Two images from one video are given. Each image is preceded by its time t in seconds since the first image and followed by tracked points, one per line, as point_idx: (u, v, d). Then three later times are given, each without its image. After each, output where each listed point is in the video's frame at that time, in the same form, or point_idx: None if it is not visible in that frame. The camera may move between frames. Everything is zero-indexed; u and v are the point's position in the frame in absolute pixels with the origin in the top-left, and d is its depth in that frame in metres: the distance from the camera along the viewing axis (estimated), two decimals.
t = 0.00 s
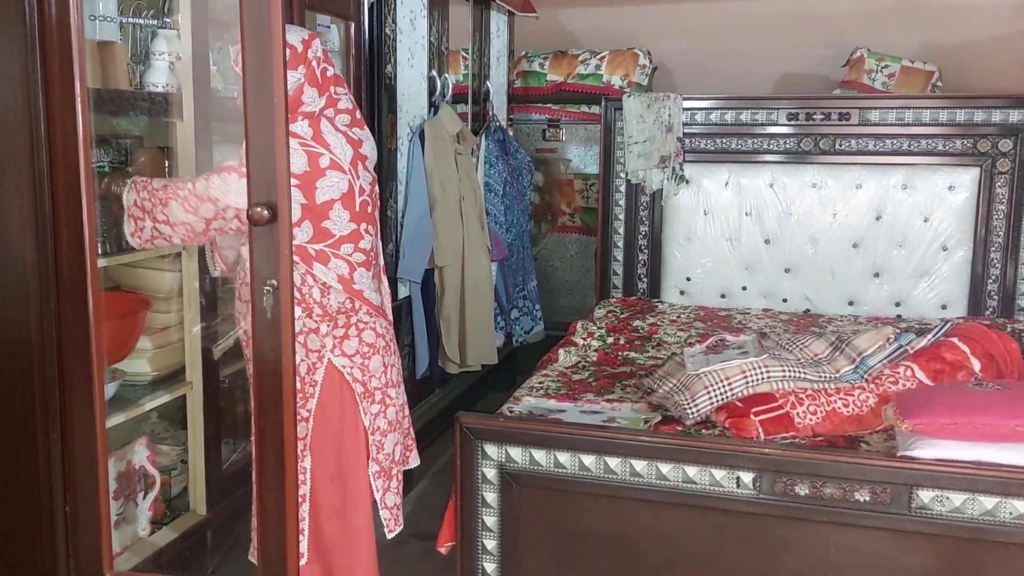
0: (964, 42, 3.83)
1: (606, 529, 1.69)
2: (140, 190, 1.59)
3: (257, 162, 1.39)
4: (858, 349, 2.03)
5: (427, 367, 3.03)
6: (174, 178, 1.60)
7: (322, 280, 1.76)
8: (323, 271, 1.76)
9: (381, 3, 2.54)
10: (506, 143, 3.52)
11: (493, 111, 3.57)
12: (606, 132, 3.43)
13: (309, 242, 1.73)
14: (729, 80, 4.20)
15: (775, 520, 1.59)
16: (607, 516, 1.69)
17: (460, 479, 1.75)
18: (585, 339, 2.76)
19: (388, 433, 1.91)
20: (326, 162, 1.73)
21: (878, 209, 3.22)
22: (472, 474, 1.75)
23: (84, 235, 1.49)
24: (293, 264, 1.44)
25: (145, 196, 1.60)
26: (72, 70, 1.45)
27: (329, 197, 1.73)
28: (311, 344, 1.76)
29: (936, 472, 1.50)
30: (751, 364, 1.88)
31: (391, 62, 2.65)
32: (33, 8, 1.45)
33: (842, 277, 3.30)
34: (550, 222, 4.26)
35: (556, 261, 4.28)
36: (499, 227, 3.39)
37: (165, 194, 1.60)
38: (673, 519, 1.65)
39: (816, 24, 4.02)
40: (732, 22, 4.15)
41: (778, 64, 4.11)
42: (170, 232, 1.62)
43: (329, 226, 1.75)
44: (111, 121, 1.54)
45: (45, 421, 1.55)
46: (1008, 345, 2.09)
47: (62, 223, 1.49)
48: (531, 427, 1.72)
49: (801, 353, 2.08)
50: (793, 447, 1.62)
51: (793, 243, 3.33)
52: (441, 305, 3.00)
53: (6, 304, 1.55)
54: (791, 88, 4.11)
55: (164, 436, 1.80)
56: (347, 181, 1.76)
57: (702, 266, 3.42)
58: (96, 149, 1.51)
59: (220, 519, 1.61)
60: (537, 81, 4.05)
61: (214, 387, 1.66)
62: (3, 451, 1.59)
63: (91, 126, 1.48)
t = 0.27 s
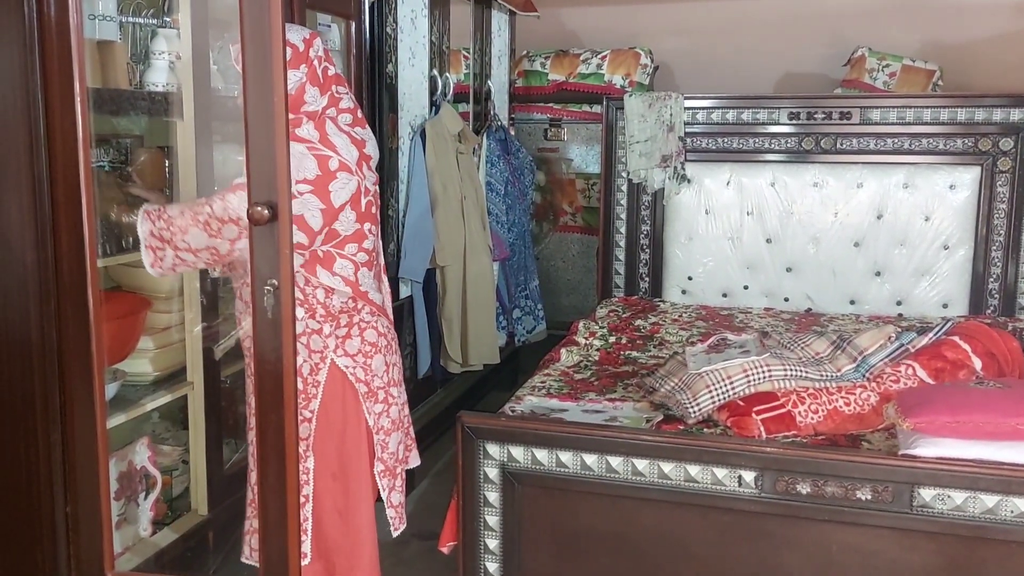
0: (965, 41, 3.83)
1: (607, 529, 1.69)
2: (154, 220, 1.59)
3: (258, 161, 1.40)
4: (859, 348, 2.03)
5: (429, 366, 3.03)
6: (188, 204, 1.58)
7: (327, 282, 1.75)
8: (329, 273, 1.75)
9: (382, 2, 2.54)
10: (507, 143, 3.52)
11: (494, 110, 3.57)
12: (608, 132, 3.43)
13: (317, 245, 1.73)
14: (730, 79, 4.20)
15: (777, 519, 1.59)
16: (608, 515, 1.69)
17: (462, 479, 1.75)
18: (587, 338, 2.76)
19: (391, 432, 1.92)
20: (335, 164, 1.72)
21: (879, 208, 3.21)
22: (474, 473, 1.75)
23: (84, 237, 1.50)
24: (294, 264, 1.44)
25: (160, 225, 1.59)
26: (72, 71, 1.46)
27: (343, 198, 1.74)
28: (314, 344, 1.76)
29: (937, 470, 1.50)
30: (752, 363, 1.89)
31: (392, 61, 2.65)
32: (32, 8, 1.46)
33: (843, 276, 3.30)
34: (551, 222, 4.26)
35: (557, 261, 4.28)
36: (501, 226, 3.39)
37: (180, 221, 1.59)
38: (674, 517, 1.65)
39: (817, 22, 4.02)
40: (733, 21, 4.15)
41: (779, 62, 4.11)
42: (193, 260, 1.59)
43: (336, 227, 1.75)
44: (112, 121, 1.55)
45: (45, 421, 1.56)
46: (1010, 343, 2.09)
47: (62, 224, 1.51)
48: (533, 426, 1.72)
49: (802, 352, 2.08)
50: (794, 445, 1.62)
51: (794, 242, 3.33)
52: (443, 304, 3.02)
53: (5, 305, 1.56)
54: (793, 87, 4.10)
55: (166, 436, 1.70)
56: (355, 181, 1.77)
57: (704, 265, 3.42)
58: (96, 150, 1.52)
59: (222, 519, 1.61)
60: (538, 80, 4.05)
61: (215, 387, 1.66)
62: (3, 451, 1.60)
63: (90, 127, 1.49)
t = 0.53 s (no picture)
0: (967, 39, 3.82)
1: (608, 527, 1.69)
2: (189, 257, 1.60)
3: (259, 160, 1.39)
4: (861, 346, 2.02)
5: (431, 364, 3.03)
6: (211, 235, 1.57)
7: (333, 283, 1.77)
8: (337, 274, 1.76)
9: None
10: (509, 142, 3.52)
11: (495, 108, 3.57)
12: (609, 131, 3.43)
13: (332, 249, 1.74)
14: (732, 77, 4.19)
15: (778, 518, 1.59)
16: (610, 513, 1.69)
17: (463, 477, 1.75)
18: (588, 337, 2.75)
19: (395, 429, 1.91)
20: (343, 165, 1.73)
21: (881, 206, 3.21)
22: (476, 471, 1.75)
23: (85, 235, 1.49)
24: (296, 262, 1.44)
25: (197, 261, 1.60)
26: (73, 69, 1.46)
27: (358, 198, 1.76)
28: (317, 345, 1.77)
29: (939, 469, 1.50)
30: (754, 362, 1.89)
31: (394, 59, 2.65)
32: (34, 6, 1.46)
33: (845, 274, 3.30)
34: (553, 220, 4.26)
35: (559, 259, 4.28)
36: (502, 225, 3.39)
37: (207, 253, 1.59)
38: (675, 516, 1.65)
39: (819, 20, 4.02)
40: (735, 18, 4.14)
41: (781, 60, 4.10)
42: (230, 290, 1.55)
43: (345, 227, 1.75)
44: (114, 118, 1.55)
45: (48, 418, 1.56)
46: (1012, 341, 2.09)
47: (65, 222, 1.50)
48: (534, 425, 1.72)
49: (803, 350, 2.08)
50: (795, 444, 1.62)
51: (796, 240, 3.32)
52: (444, 303, 3.02)
53: (5, 303, 1.55)
54: (794, 85, 4.10)
55: (167, 435, 1.71)
56: (365, 180, 1.77)
57: (705, 263, 3.42)
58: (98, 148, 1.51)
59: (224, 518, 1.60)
60: (540, 78, 4.03)
61: (217, 385, 1.66)
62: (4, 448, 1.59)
63: (93, 125, 1.49)
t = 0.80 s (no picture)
0: (970, 35, 3.81)
1: (609, 523, 1.69)
2: (189, 251, 1.58)
3: (260, 156, 1.39)
4: (862, 343, 2.02)
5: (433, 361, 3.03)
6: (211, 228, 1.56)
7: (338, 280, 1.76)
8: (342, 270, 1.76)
9: None
10: (510, 138, 3.52)
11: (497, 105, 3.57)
12: (611, 127, 3.42)
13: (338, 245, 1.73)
14: (734, 74, 4.19)
15: (779, 514, 1.59)
16: (611, 509, 1.69)
17: (464, 473, 1.75)
18: (590, 333, 2.75)
19: (398, 423, 1.92)
20: (349, 162, 1.72)
21: (883, 202, 3.21)
22: (477, 467, 1.75)
23: (87, 232, 1.50)
24: (296, 258, 1.44)
25: (196, 255, 1.58)
26: (75, 66, 1.46)
27: (362, 195, 1.75)
28: (322, 340, 1.76)
29: (939, 465, 1.50)
30: (754, 358, 1.89)
31: (395, 55, 2.65)
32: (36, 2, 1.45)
33: (847, 271, 3.30)
34: (554, 216, 4.26)
35: (560, 255, 4.28)
36: (503, 221, 3.39)
37: (207, 246, 1.57)
38: (676, 512, 1.65)
39: (821, 16, 4.01)
40: (737, 14, 4.14)
41: (782, 56, 4.10)
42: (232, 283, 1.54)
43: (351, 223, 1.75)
44: (115, 115, 1.55)
45: (49, 415, 1.56)
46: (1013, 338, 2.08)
47: (66, 218, 1.51)
48: (535, 421, 1.72)
49: (804, 347, 2.08)
50: (796, 440, 1.62)
51: (798, 236, 3.32)
52: (445, 300, 3.02)
53: (4, 299, 1.55)
54: (796, 81, 4.09)
55: (169, 430, 1.72)
56: (370, 177, 1.77)
57: (707, 260, 3.42)
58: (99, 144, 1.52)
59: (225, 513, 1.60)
60: (541, 74, 4.04)
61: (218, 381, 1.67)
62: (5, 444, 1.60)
63: (94, 121, 1.50)
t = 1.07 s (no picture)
0: (972, 32, 3.81)
1: (611, 521, 1.70)
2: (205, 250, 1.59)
3: (262, 154, 1.39)
4: (864, 341, 2.02)
5: (435, 358, 3.03)
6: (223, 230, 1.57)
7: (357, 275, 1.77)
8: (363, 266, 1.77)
9: None
10: (512, 136, 3.53)
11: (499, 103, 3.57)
12: (613, 124, 3.42)
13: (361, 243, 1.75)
14: (736, 71, 4.18)
15: (780, 511, 1.59)
16: (613, 507, 1.69)
17: (466, 470, 1.76)
18: (592, 331, 2.75)
19: (406, 413, 1.93)
20: (370, 161, 1.74)
21: (885, 200, 3.20)
22: (479, 465, 1.75)
23: (88, 229, 1.50)
24: (298, 256, 1.45)
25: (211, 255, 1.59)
26: (76, 64, 1.46)
27: (383, 193, 1.77)
28: (340, 333, 1.77)
29: (942, 463, 1.50)
30: (756, 356, 1.89)
31: (396, 53, 2.65)
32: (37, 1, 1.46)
33: (849, 269, 3.29)
34: (556, 214, 4.25)
35: (562, 253, 4.27)
36: (505, 219, 3.39)
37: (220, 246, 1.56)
38: (677, 510, 1.65)
39: (823, 14, 4.00)
40: (739, 11, 4.13)
41: (784, 54, 4.09)
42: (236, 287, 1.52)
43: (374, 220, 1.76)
44: (116, 113, 1.55)
45: (51, 412, 1.56)
46: (1015, 336, 2.08)
47: (67, 215, 1.51)
48: (537, 418, 1.72)
49: (806, 344, 2.08)
50: (797, 438, 1.62)
51: (800, 233, 3.32)
52: (447, 298, 3.01)
53: (5, 296, 1.55)
54: (798, 79, 4.09)
55: (171, 428, 1.72)
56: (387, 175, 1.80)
57: (708, 257, 3.42)
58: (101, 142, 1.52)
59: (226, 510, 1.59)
60: (543, 72, 4.05)
61: (220, 379, 1.67)
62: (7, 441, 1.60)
63: (95, 118, 1.50)
